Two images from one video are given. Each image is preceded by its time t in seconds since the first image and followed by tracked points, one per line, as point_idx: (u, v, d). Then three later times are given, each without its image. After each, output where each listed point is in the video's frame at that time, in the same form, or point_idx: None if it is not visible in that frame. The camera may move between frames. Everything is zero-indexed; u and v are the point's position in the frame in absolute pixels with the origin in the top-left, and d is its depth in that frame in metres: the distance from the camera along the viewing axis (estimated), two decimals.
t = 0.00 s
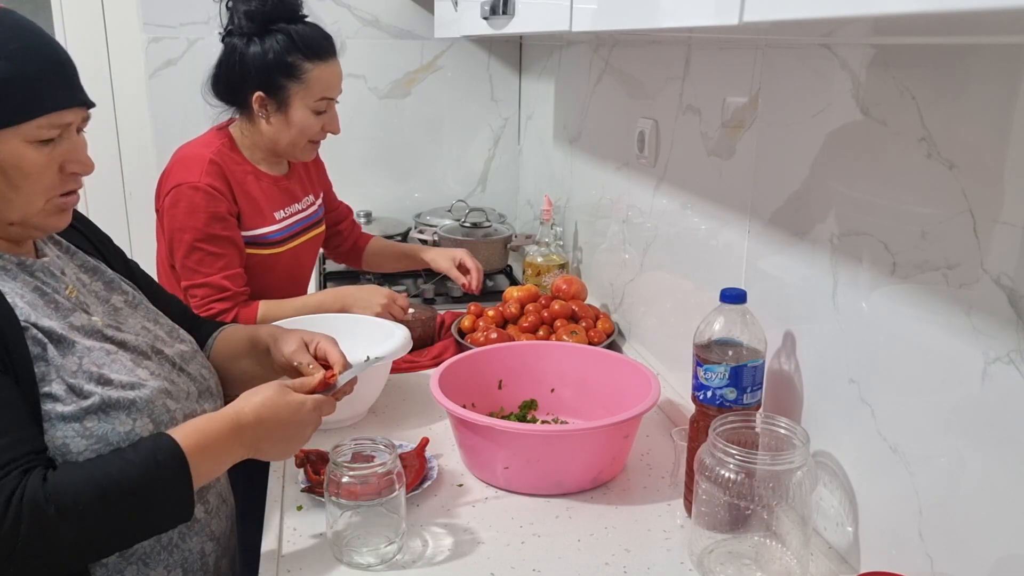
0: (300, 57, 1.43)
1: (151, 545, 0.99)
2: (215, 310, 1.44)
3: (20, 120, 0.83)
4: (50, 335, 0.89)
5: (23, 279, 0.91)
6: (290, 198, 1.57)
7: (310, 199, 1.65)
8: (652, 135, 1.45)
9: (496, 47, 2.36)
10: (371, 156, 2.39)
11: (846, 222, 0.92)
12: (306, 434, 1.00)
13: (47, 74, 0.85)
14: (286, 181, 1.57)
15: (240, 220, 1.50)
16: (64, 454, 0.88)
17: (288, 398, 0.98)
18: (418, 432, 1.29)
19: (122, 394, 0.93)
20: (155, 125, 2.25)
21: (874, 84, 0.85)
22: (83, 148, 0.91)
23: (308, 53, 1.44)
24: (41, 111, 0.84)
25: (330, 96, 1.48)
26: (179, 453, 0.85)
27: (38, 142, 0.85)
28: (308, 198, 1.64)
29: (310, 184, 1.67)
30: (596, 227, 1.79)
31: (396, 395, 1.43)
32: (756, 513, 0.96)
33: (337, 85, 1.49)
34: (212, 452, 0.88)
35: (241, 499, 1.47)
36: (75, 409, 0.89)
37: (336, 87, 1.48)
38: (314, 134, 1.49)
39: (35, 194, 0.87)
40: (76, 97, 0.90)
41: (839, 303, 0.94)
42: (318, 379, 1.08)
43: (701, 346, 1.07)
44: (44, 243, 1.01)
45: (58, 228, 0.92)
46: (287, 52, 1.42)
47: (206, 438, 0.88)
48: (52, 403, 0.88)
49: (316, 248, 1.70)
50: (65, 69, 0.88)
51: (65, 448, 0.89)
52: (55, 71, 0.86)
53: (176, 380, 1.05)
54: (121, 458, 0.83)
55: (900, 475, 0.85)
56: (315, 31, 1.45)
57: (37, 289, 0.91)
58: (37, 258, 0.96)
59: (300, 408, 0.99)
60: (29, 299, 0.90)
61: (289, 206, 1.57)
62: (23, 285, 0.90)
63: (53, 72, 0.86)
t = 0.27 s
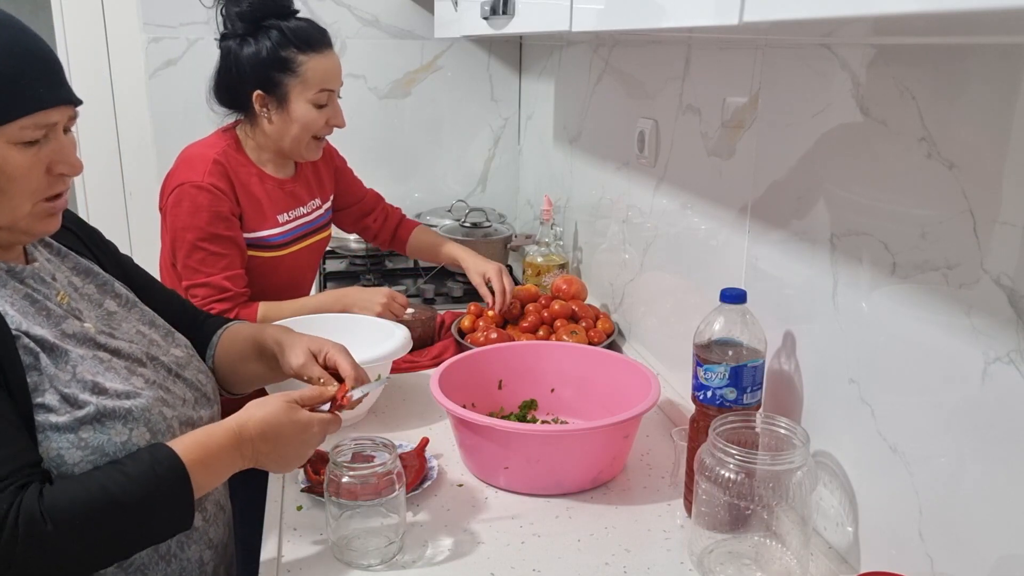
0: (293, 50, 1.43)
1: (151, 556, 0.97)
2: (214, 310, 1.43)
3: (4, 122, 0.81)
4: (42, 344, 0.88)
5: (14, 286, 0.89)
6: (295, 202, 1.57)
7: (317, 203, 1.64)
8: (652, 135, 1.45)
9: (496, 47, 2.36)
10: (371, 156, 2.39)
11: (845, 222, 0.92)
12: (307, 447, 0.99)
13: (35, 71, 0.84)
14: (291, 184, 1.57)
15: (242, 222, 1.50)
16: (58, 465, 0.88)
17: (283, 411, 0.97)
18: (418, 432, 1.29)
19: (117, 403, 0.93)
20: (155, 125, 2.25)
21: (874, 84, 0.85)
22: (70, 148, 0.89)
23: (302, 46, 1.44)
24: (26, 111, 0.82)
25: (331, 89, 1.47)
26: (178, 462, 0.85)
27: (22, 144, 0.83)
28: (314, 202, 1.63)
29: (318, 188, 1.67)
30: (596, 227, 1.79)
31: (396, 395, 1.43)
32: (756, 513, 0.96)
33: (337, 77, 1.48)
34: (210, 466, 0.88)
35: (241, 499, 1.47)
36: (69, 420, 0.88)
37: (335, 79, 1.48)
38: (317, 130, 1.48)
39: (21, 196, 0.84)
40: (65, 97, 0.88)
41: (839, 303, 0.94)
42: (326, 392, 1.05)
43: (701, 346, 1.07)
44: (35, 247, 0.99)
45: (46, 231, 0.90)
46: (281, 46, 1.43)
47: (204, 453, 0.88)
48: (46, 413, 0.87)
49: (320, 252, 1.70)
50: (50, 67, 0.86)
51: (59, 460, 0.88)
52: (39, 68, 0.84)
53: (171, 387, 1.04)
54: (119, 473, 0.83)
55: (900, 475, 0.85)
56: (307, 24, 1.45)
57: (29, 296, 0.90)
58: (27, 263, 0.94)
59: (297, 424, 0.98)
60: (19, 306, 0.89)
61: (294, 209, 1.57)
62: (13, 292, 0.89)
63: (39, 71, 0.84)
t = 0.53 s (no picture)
0: (280, 46, 1.44)
1: (154, 563, 0.96)
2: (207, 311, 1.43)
3: None
4: (42, 351, 0.88)
5: (11, 291, 0.89)
6: (290, 203, 1.57)
7: (313, 204, 1.64)
8: (652, 135, 1.45)
9: (496, 47, 2.36)
10: (371, 155, 2.39)
11: (845, 222, 0.92)
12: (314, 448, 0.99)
13: (27, 73, 0.83)
14: (287, 185, 1.57)
15: (236, 222, 1.50)
16: (63, 473, 0.88)
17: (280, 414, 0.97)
18: (418, 432, 1.29)
19: (120, 409, 0.93)
20: (155, 125, 2.25)
21: (874, 84, 0.85)
22: (65, 150, 0.89)
23: (290, 43, 1.44)
24: (19, 116, 0.82)
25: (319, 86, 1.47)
26: (179, 465, 0.85)
27: (15, 148, 0.83)
28: (310, 202, 1.63)
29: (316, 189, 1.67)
30: (596, 227, 1.79)
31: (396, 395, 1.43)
32: (756, 513, 0.96)
33: (325, 73, 1.48)
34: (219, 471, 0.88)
35: (241, 499, 1.47)
36: (72, 426, 0.88)
37: (323, 75, 1.47)
38: (306, 127, 1.48)
39: (15, 200, 0.84)
40: (58, 98, 0.87)
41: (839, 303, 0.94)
42: (339, 400, 1.05)
43: (701, 346, 1.07)
44: (29, 251, 0.99)
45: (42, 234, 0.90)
46: (269, 42, 1.43)
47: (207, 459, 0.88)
48: (48, 420, 0.87)
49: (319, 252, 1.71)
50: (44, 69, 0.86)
51: (63, 467, 0.88)
52: (31, 70, 0.84)
53: (170, 391, 1.04)
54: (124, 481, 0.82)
55: (900, 475, 0.85)
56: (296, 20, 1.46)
57: (25, 301, 0.90)
58: (22, 268, 0.94)
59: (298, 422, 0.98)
60: (16, 312, 0.89)
61: (289, 210, 1.57)
62: (9, 297, 0.89)
63: (32, 74, 0.84)
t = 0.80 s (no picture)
0: (240, 38, 1.45)
1: (158, 565, 0.96)
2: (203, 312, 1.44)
3: None
4: (43, 355, 0.88)
5: (10, 295, 0.89)
6: (288, 205, 1.57)
7: (313, 207, 1.64)
8: (652, 135, 1.45)
9: (496, 47, 2.36)
10: (371, 155, 2.39)
11: (846, 222, 0.92)
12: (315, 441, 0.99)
13: (24, 73, 0.83)
14: (285, 188, 1.57)
15: (233, 224, 1.50)
16: (65, 478, 0.87)
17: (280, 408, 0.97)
18: (418, 432, 1.29)
19: (122, 414, 0.93)
20: (155, 126, 2.24)
21: (874, 84, 0.85)
22: (62, 152, 0.89)
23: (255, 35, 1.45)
24: (17, 117, 0.82)
25: (282, 79, 1.46)
26: (179, 467, 0.85)
27: (13, 149, 0.83)
28: (309, 206, 1.62)
29: (316, 190, 1.66)
30: (596, 226, 1.79)
31: (396, 395, 1.43)
32: (756, 513, 0.96)
33: (286, 64, 1.45)
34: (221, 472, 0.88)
35: (242, 499, 1.47)
36: (74, 432, 0.88)
37: (283, 65, 1.45)
38: (267, 121, 1.46)
39: (12, 201, 0.84)
40: (56, 99, 0.88)
41: (839, 303, 0.94)
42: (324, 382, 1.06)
43: (701, 346, 1.07)
44: (27, 254, 0.99)
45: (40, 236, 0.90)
46: (240, 39, 1.45)
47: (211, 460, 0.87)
48: (51, 426, 0.87)
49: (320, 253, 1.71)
50: (42, 72, 0.86)
51: (66, 473, 0.87)
52: (28, 70, 0.84)
53: (171, 393, 1.05)
54: (127, 488, 0.82)
55: (900, 475, 0.85)
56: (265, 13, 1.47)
57: (26, 305, 0.90)
58: (21, 271, 0.94)
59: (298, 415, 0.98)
60: (17, 316, 0.89)
61: (287, 212, 1.57)
62: (9, 301, 0.89)
63: (30, 75, 0.84)
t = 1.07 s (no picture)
0: (236, 45, 1.43)
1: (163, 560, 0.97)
2: (196, 314, 1.44)
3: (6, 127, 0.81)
4: (46, 357, 0.88)
5: (14, 296, 0.89)
6: (280, 205, 1.56)
7: (306, 206, 1.63)
8: (652, 135, 1.45)
9: (496, 47, 2.36)
10: (371, 156, 2.39)
11: (846, 222, 0.92)
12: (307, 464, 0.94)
13: (32, 74, 0.83)
14: (277, 188, 1.57)
15: (223, 226, 1.50)
16: (68, 481, 0.88)
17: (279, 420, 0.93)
18: (418, 432, 1.29)
19: (124, 415, 0.93)
20: (155, 126, 2.25)
21: (874, 84, 0.85)
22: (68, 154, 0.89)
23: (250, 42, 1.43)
24: (27, 118, 0.82)
25: (284, 88, 1.45)
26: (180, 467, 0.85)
27: (23, 149, 0.83)
28: (303, 204, 1.62)
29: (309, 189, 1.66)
30: (596, 226, 1.79)
31: (396, 395, 1.43)
32: (756, 513, 0.96)
33: (289, 71, 1.45)
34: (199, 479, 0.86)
35: (242, 499, 1.47)
36: (78, 434, 0.88)
37: (286, 73, 1.44)
38: (272, 131, 1.46)
39: (20, 201, 0.84)
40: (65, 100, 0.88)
41: (839, 303, 0.94)
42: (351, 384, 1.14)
43: (701, 346, 1.07)
44: (30, 253, 0.99)
45: (42, 236, 0.90)
46: (240, 47, 1.43)
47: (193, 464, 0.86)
48: (54, 428, 0.87)
49: (317, 251, 1.71)
50: (51, 73, 0.86)
51: (69, 476, 0.88)
52: (36, 71, 0.84)
53: (173, 392, 1.04)
54: (105, 496, 0.82)
55: (900, 475, 0.85)
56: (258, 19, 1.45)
57: (29, 306, 0.90)
58: (24, 270, 0.94)
59: (297, 435, 0.93)
60: (20, 317, 0.89)
61: (280, 212, 1.57)
62: (12, 302, 0.89)
63: (41, 77, 0.84)
